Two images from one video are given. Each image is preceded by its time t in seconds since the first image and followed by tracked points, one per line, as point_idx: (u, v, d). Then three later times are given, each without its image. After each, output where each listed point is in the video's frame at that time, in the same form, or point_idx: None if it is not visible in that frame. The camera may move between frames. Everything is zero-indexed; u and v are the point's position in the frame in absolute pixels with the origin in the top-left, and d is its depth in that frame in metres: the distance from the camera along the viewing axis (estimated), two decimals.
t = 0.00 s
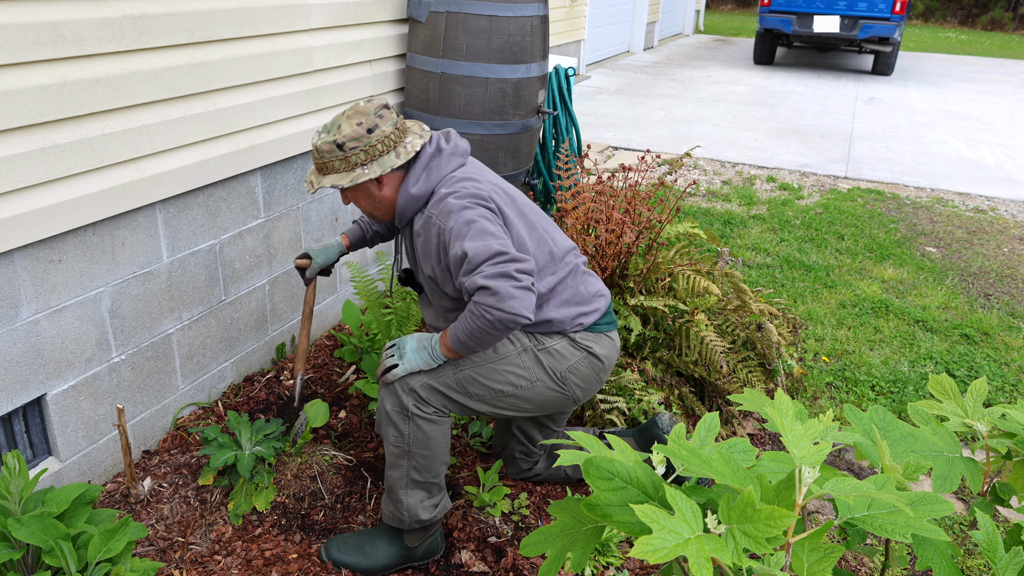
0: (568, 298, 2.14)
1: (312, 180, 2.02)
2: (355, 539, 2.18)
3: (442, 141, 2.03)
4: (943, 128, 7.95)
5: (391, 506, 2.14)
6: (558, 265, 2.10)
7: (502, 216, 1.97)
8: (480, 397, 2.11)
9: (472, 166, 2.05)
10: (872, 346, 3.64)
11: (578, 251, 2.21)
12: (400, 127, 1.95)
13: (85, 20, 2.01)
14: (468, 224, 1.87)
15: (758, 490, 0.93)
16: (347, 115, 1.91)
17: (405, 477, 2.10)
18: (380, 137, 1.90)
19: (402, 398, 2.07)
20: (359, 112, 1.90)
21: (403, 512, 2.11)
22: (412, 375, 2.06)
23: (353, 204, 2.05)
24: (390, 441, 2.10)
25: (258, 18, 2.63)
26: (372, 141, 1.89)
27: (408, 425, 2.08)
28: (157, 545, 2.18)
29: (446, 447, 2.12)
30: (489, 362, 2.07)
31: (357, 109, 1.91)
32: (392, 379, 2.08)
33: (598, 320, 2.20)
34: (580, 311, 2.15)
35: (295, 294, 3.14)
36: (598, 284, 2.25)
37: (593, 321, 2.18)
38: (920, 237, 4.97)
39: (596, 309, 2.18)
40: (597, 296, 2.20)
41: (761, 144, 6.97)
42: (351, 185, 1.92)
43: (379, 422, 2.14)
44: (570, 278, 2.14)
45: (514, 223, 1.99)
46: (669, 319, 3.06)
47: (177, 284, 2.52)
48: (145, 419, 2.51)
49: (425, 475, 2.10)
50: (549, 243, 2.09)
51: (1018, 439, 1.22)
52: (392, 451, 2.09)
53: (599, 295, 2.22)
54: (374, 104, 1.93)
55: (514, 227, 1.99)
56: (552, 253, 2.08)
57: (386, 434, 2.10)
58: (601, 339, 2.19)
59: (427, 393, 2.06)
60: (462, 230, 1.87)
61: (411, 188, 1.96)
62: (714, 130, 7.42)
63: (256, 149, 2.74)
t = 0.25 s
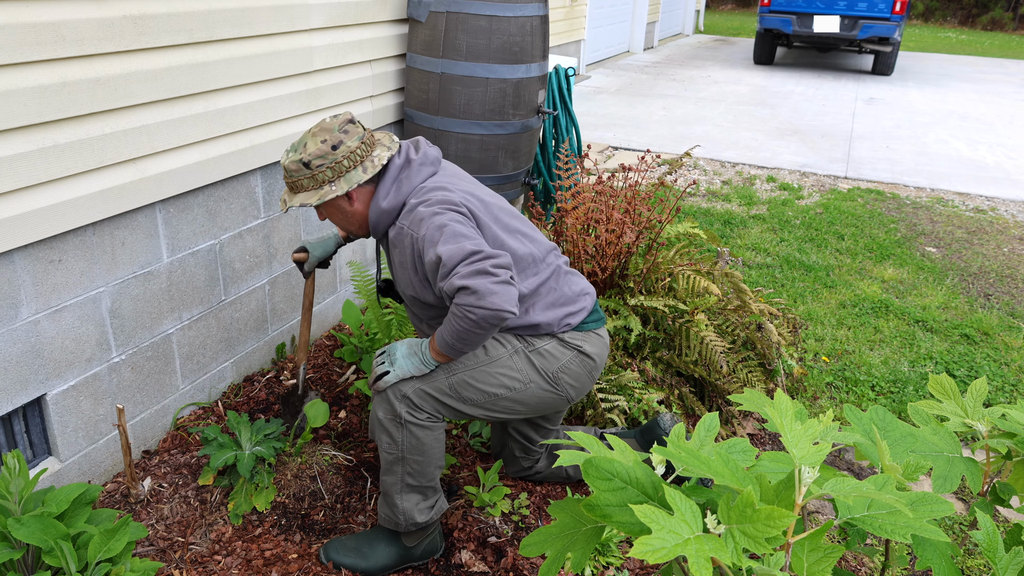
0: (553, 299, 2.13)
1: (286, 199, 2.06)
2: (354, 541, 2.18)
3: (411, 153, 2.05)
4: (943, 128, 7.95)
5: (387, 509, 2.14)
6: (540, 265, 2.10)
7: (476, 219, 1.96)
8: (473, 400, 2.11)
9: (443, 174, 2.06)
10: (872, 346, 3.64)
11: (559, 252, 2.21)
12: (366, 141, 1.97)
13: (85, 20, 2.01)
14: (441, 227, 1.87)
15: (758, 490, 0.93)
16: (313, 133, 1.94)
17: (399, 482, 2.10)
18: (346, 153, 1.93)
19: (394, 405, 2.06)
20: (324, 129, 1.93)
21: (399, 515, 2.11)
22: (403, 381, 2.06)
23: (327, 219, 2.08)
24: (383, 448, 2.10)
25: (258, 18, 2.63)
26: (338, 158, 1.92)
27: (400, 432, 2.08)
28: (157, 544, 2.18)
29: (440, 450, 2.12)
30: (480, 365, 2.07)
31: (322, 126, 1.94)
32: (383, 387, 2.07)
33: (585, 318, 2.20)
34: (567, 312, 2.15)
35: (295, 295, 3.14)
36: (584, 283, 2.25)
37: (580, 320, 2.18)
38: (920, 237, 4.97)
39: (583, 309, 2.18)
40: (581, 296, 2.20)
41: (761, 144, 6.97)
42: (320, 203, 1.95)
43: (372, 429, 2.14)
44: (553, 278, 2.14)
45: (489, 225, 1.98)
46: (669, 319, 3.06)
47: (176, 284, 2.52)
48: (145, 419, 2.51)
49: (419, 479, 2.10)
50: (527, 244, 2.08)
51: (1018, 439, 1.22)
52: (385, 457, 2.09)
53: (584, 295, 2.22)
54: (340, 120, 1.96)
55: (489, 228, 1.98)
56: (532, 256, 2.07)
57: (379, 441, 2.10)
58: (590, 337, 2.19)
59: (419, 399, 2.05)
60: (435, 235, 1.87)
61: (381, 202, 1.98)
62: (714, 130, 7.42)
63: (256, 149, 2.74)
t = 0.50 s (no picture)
0: (546, 298, 2.14)
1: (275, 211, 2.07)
2: (353, 541, 2.17)
3: (395, 157, 2.05)
4: (943, 128, 7.95)
5: (383, 507, 2.15)
6: (529, 262, 2.10)
7: (462, 218, 1.97)
8: (472, 400, 2.10)
9: (427, 178, 2.07)
10: (872, 346, 3.64)
11: (549, 250, 2.22)
12: (349, 150, 1.97)
13: (85, 20, 2.01)
14: (426, 226, 1.87)
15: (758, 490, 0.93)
16: (297, 145, 1.95)
17: (397, 482, 2.10)
18: (329, 164, 1.93)
19: (392, 405, 2.06)
20: (307, 141, 1.94)
21: (396, 515, 2.11)
22: (401, 381, 2.05)
23: (317, 229, 2.09)
24: (381, 448, 2.10)
25: (257, 18, 2.63)
26: (322, 169, 1.93)
27: (398, 432, 2.07)
28: (157, 544, 2.18)
29: (438, 450, 2.12)
30: (478, 365, 2.07)
31: (305, 138, 1.95)
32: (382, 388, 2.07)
33: (579, 316, 2.20)
34: (561, 310, 2.15)
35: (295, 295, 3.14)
36: (575, 281, 2.25)
37: (574, 317, 2.18)
38: (920, 237, 4.97)
39: (576, 306, 2.19)
40: (573, 293, 2.21)
41: (761, 144, 6.97)
42: (307, 215, 1.96)
43: (370, 429, 2.14)
44: (543, 276, 2.14)
45: (475, 223, 1.99)
46: (669, 319, 3.07)
47: (177, 284, 2.52)
48: (145, 419, 2.51)
49: (416, 478, 2.10)
50: (516, 243, 2.09)
51: (1018, 439, 1.22)
52: (383, 457, 2.09)
53: (576, 292, 2.22)
54: (323, 131, 1.96)
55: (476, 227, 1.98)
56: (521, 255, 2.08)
57: (377, 442, 2.09)
58: (586, 334, 2.19)
59: (417, 399, 2.05)
60: (421, 235, 1.87)
61: (366, 209, 1.98)
62: (714, 130, 7.42)
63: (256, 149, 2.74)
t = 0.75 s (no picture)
0: (541, 296, 2.14)
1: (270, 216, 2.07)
2: (353, 540, 2.17)
3: (385, 160, 2.06)
4: (943, 128, 7.95)
5: (380, 503, 2.15)
6: (524, 259, 2.10)
7: (453, 215, 1.97)
8: (471, 398, 2.10)
9: (419, 178, 2.07)
10: (872, 346, 3.64)
11: (543, 248, 2.21)
12: (341, 154, 1.97)
13: (85, 20, 2.01)
14: (416, 223, 1.87)
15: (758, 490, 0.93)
16: (289, 150, 1.95)
17: (394, 479, 2.11)
18: (321, 168, 1.93)
19: (391, 403, 2.05)
20: (298, 146, 1.94)
21: (393, 511, 2.12)
22: (400, 379, 2.05)
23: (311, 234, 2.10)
24: (378, 445, 2.09)
25: (257, 18, 2.63)
26: (314, 174, 1.92)
27: (396, 430, 2.07)
28: (157, 544, 2.18)
29: (435, 448, 2.12)
30: (477, 362, 2.07)
31: (296, 143, 1.95)
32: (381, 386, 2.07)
33: (576, 313, 2.20)
34: (557, 308, 2.15)
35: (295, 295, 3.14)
36: (572, 279, 2.25)
37: (570, 315, 2.18)
38: (920, 237, 4.97)
39: (572, 303, 2.18)
40: (569, 291, 2.20)
41: (761, 144, 6.97)
42: (300, 221, 1.96)
43: (368, 426, 2.13)
44: (539, 273, 2.14)
45: (466, 219, 1.99)
46: (669, 319, 3.06)
47: (177, 284, 2.52)
48: (145, 419, 2.51)
49: (413, 476, 2.11)
50: (509, 241, 2.09)
51: (1018, 439, 1.22)
52: (381, 454, 2.09)
53: (572, 289, 2.22)
54: (314, 135, 1.95)
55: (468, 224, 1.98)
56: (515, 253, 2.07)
57: (375, 439, 2.09)
58: (584, 331, 2.19)
59: (416, 397, 2.05)
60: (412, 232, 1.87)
61: (358, 212, 1.99)
62: (714, 130, 7.42)
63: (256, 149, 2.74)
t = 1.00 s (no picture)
0: (535, 299, 2.13)
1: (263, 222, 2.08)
2: (353, 541, 2.17)
3: (375, 165, 2.05)
4: (943, 128, 7.95)
5: (379, 505, 2.15)
6: (517, 261, 2.10)
7: (444, 219, 1.96)
8: (467, 400, 2.10)
9: (409, 183, 2.06)
10: (872, 346, 3.64)
11: (536, 251, 2.21)
12: (331, 158, 1.97)
13: (85, 20, 2.01)
14: (405, 228, 1.87)
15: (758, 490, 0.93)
16: (279, 157, 1.95)
17: (391, 480, 2.11)
18: (312, 174, 1.94)
19: (386, 405, 2.06)
20: (288, 152, 1.94)
21: (391, 513, 2.12)
22: (395, 381, 2.06)
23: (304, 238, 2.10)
24: (375, 447, 2.10)
25: (257, 18, 2.63)
26: (304, 180, 1.93)
27: (392, 432, 2.07)
28: (157, 544, 2.18)
29: (432, 449, 2.12)
30: (472, 364, 2.07)
31: (287, 149, 1.95)
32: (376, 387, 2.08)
33: (570, 315, 2.20)
34: (551, 311, 2.15)
35: (295, 295, 3.14)
36: (566, 281, 2.25)
37: (564, 317, 2.18)
38: (920, 237, 4.97)
39: (566, 306, 2.19)
40: (563, 293, 2.20)
41: (761, 144, 6.97)
42: (293, 226, 1.97)
43: (365, 428, 2.14)
44: (533, 275, 2.13)
45: (458, 223, 1.98)
46: (669, 319, 3.06)
47: (177, 284, 2.52)
48: (145, 419, 2.51)
49: (410, 477, 2.11)
50: (501, 244, 2.08)
51: (1018, 440, 1.22)
52: (378, 456, 2.09)
53: (566, 291, 2.22)
54: (304, 141, 1.96)
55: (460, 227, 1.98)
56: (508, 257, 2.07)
57: (371, 441, 2.10)
58: (578, 333, 2.20)
59: (411, 399, 2.05)
60: (403, 237, 1.87)
61: (349, 217, 1.99)
62: (714, 130, 7.42)
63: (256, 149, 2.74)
